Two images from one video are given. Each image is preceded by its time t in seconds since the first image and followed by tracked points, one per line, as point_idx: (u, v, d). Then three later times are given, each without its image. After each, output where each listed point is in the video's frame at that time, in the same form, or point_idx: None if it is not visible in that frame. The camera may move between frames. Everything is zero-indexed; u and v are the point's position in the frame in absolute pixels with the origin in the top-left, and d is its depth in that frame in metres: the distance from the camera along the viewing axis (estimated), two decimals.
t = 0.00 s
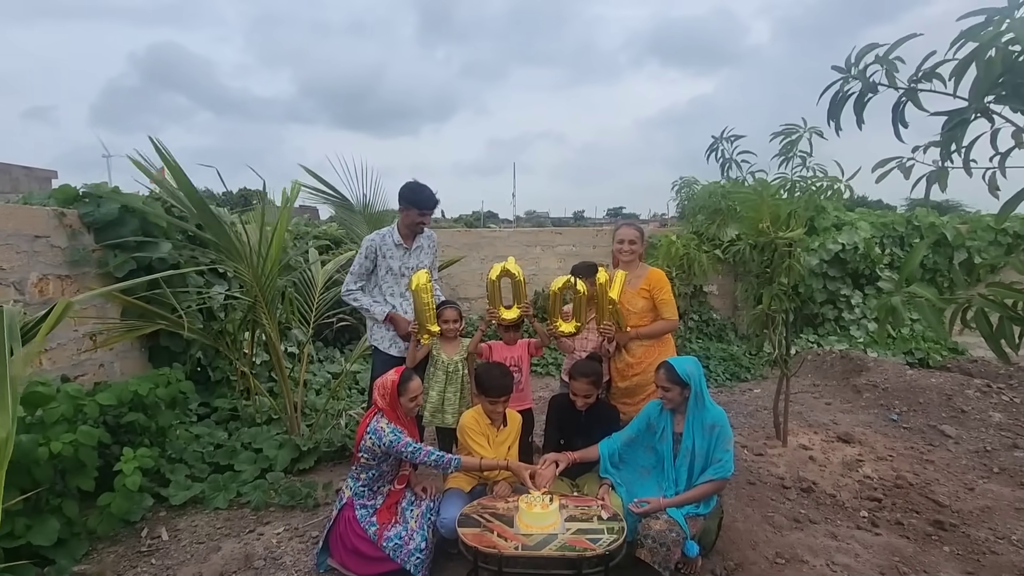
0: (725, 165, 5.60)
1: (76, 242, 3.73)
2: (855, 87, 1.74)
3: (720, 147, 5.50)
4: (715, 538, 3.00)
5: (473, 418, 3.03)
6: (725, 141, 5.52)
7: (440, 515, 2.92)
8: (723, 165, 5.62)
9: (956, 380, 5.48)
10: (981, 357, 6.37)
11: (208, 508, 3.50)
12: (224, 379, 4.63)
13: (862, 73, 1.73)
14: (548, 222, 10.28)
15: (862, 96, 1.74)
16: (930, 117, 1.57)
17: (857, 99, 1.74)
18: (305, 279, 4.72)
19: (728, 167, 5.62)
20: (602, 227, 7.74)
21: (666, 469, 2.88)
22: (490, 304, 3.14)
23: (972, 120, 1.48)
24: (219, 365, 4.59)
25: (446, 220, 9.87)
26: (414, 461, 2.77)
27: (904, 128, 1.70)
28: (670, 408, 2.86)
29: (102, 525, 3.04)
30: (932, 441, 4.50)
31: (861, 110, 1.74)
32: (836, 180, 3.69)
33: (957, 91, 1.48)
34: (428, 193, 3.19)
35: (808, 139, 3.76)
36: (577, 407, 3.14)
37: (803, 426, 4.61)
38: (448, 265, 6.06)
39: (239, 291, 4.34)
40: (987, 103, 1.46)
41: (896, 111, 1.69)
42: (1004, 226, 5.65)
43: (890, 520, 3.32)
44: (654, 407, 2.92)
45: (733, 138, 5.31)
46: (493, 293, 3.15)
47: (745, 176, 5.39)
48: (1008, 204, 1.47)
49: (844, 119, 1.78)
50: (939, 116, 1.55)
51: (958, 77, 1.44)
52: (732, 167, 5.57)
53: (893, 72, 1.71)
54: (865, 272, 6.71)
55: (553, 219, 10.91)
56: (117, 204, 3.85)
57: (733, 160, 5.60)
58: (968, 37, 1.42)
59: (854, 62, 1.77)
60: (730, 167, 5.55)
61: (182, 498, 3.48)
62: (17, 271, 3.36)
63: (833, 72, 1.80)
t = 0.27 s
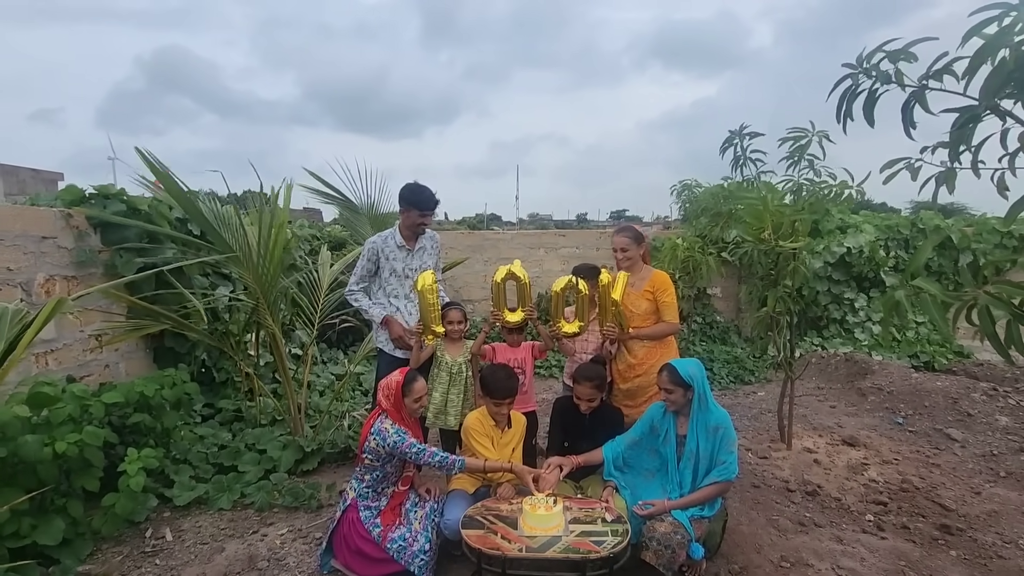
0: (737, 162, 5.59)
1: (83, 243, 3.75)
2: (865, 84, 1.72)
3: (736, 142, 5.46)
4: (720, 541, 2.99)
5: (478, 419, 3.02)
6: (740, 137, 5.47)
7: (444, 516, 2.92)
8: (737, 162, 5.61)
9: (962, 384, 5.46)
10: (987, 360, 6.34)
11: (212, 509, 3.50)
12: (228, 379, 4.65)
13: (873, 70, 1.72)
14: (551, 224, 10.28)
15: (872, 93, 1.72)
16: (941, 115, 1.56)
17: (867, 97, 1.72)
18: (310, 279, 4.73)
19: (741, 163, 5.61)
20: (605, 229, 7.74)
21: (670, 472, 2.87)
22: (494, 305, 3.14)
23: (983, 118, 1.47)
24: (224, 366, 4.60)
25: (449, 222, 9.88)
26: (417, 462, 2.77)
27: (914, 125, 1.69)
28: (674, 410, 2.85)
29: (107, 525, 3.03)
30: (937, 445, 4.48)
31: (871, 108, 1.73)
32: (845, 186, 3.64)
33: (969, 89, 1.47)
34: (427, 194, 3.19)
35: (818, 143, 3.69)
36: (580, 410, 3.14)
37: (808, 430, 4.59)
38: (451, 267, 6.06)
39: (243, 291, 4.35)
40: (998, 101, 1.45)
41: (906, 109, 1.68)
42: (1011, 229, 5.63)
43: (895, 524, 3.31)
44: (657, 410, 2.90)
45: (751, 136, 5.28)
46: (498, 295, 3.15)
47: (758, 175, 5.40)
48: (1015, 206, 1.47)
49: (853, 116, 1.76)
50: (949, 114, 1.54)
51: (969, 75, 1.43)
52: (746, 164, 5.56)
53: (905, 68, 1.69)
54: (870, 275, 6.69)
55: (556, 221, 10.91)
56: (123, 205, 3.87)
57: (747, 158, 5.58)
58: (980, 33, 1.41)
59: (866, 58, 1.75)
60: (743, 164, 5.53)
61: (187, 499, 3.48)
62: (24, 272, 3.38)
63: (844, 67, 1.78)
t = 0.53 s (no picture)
0: (745, 162, 5.60)
1: (85, 245, 3.76)
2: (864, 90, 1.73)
3: (747, 140, 5.47)
4: (721, 544, 2.99)
5: (479, 421, 3.02)
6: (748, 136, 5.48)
7: (446, 518, 2.92)
8: (745, 162, 5.62)
9: (965, 386, 5.44)
10: (990, 363, 6.32)
11: (213, 511, 3.50)
12: (230, 381, 4.65)
13: (874, 76, 1.73)
14: (552, 226, 10.29)
15: (873, 98, 1.73)
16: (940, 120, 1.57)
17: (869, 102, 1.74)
18: (312, 282, 4.74)
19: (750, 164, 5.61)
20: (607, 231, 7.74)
21: (671, 474, 2.87)
22: (495, 308, 3.14)
23: (978, 124, 1.47)
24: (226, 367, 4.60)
25: (451, 224, 9.89)
26: (420, 463, 2.76)
27: (915, 129, 1.70)
28: (676, 412, 2.85)
29: (109, 526, 3.03)
30: (940, 448, 4.46)
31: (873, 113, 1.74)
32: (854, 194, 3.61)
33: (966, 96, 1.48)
34: (425, 196, 3.18)
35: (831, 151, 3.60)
36: (582, 413, 3.13)
37: (810, 432, 4.58)
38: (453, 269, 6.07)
39: (246, 293, 4.35)
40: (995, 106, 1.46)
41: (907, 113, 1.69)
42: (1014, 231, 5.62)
43: (898, 528, 3.29)
44: (659, 412, 2.90)
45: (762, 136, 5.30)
46: (499, 297, 3.15)
47: (767, 175, 5.40)
48: (1014, 210, 1.47)
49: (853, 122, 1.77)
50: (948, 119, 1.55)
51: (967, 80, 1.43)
52: (754, 164, 5.57)
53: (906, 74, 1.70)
54: (872, 278, 6.68)
55: (557, 223, 10.91)
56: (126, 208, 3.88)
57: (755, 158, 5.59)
58: (973, 41, 1.42)
59: (868, 63, 1.76)
60: (752, 164, 5.54)
61: (188, 500, 3.48)
62: (28, 273, 3.38)
63: (847, 73, 1.79)
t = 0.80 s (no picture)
0: (748, 161, 5.60)
1: (86, 243, 3.76)
2: (857, 97, 1.72)
3: (749, 139, 5.47)
4: (722, 543, 2.99)
5: (481, 419, 3.01)
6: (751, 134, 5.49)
7: (447, 517, 2.91)
8: (747, 161, 5.61)
9: (967, 386, 5.44)
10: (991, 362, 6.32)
11: (214, 509, 3.50)
12: (231, 379, 4.65)
13: (866, 83, 1.70)
14: (553, 225, 10.29)
15: (866, 105, 1.71)
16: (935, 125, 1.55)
17: (862, 109, 1.72)
18: (312, 281, 4.74)
19: (751, 164, 5.61)
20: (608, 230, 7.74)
21: (672, 473, 2.86)
22: (495, 307, 3.13)
23: (974, 127, 1.46)
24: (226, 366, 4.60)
25: (452, 223, 9.89)
26: (422, 461, 2.77)
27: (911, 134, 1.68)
28: (677, 411, 2.84)
29: (110, 525, 3.04)
30: (941, 447, 4.46)
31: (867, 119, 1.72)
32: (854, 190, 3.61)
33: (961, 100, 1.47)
34: (427, 196, 3.18)
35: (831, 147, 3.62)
36: (584, 413, 3.13)
37: (811, 432, 4.58)
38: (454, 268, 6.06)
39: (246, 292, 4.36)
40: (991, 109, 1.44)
41: (902, 118, 1.67)
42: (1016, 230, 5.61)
43: (899, 527, 3.29)
44: (661, 411, 2.89)
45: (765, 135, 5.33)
46: (499, 297, 3.15)
47: (768, 174, 5.40)
48: (1014, 213, 1.46)
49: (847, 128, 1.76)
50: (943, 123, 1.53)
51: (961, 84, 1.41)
52: (756, 163, 5.57)
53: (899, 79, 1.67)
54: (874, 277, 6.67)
55: (558, 222, 10.91)
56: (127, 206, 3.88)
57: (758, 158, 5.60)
58: (969, 46, 1.40)
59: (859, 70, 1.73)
60: (754, 163, 5.54)
61: (189, 499, 3.48)
62: (29, 271, 3.38)
63: (839, 80, 1.77)
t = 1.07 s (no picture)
0: (744, 158, 5.58)
1: (85, 239, 3.75)
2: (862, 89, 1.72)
3: (743, 136, 5.46)
4: (721, 538, 2.99)
5: (482, 412, 3.03)
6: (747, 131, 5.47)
7: (447, 512, 2.92)
8: (743, 158, 5.60)
9: (966, 381, 5.45)
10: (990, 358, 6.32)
11: (214, 504, 3.51)
12: (230, 375, 4.66)
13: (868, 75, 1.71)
14: (553, 221, 10.28)
15: (869, 97, 1.72)
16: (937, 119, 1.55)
17: (865, 101, 1.73)
18: (310, 277, 4.75)
19: (748, 160, 5.60)
20: (608, 226, 7.73)
21: (672, 469, 2.86)
22: (495, 303, 3.13)
23: (979, 122, 1.46)
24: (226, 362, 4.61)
25: (451, 219, 9.88)
26: (421, 454, 2.77)
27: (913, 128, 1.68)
28: (678, 406, 2.85)
29: (110, 521, 3.04)
30: (940, 443, 4.47)
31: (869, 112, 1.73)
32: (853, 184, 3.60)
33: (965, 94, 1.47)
34: (435, 196, 3.16)
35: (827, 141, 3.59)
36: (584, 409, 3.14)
37: (810, 427, 4.59)
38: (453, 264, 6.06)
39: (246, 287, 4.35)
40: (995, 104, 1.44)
41: (904, 112, 1.68)
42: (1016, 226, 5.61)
43: (898, 522, 3.30)
44: (662, 405, 2.90)
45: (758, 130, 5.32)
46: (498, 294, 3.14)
47: (766, 170, 5.39)
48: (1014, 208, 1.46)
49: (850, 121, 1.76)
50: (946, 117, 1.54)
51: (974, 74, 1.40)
52: (752, 160, 5.56)
53: (902, 71, 1.68)
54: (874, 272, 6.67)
55: (558, 218, 10.90)
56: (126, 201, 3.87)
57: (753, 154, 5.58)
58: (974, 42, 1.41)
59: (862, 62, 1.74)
60: (751, 160, 5.53)
61: (189, 494, 3.49)
62: (27, 267, 3.38)
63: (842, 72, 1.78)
